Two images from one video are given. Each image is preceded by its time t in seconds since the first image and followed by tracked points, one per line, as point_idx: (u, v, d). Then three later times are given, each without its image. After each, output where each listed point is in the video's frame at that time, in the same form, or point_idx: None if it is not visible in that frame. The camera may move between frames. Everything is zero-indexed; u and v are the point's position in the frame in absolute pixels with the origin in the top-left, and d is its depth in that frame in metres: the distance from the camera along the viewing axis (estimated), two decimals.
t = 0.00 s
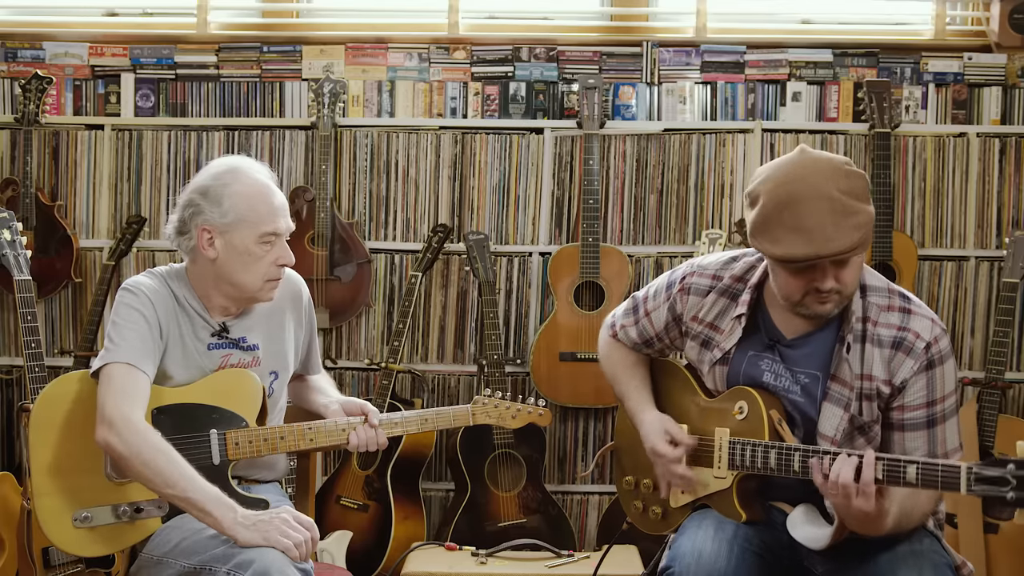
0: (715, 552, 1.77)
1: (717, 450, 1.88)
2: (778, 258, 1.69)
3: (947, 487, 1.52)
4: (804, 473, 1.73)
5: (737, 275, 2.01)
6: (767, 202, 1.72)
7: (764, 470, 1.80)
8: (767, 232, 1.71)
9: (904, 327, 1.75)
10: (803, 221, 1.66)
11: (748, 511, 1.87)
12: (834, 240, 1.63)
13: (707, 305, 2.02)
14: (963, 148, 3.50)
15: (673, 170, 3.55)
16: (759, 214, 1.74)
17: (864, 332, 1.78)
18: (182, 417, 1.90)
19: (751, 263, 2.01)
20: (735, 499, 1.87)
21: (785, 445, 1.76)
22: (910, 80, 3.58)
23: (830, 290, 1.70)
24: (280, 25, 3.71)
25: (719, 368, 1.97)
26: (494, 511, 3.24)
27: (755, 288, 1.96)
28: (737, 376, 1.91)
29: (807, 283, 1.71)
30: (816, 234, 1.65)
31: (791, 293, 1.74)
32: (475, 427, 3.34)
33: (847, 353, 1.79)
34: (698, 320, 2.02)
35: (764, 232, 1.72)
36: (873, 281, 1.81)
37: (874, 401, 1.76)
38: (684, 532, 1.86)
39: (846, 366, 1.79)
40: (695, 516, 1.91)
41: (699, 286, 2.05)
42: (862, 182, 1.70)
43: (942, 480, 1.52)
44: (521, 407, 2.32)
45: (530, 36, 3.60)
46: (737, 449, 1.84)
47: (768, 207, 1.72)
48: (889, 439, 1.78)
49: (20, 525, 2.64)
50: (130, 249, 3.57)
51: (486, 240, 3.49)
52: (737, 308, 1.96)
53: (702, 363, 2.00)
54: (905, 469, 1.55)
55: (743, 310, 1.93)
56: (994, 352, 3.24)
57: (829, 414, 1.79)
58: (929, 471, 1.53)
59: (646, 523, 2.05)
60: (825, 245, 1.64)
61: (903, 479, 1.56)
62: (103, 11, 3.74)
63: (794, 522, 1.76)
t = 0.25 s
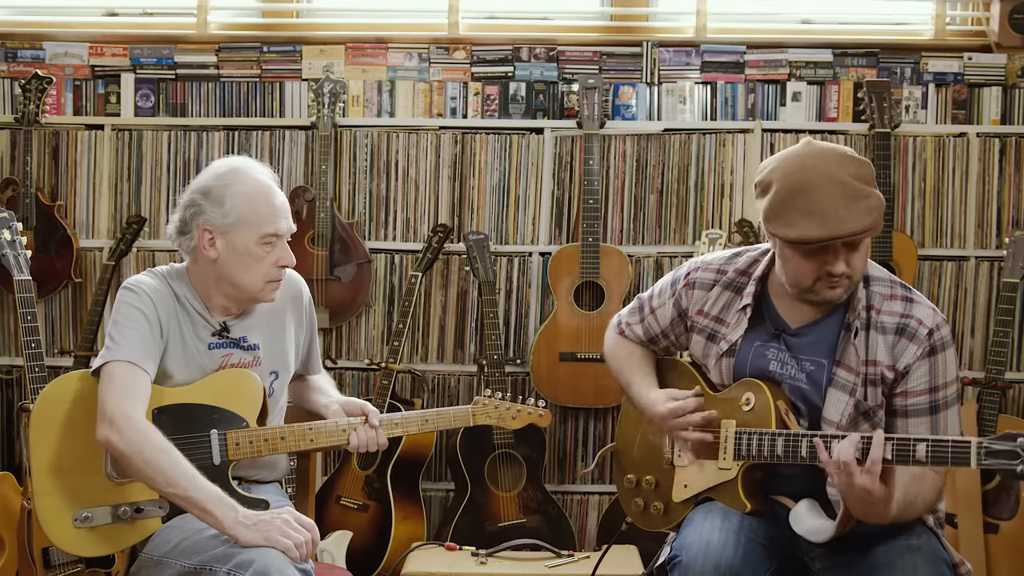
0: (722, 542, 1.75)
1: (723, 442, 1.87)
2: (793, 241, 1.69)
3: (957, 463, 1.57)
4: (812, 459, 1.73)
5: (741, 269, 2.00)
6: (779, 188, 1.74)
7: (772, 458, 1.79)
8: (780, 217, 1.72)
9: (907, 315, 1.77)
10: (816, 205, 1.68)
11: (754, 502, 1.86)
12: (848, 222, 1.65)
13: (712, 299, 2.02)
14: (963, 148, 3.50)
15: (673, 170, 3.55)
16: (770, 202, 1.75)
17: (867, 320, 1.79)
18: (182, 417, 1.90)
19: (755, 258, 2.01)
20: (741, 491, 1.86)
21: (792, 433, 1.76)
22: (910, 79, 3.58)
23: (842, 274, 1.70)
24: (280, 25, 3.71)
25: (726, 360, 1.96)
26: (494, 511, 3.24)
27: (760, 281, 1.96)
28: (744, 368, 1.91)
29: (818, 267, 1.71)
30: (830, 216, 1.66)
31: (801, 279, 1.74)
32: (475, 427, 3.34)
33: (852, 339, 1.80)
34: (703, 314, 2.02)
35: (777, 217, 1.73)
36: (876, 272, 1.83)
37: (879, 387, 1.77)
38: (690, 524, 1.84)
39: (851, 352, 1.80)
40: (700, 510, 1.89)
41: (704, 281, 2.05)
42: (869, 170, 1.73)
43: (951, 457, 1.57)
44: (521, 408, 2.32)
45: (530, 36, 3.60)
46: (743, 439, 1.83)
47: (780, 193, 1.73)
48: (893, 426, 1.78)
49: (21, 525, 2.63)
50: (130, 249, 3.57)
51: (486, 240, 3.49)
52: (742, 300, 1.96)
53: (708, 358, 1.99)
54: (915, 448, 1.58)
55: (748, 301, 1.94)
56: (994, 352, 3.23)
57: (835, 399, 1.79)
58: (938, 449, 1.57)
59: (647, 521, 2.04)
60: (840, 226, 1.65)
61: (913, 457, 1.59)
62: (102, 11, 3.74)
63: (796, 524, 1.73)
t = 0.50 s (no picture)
0: (726, 535, 1.76)
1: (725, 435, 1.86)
2: (805, 228, 1.70)
3: (960, 444, 1.61)
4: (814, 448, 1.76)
5: (744, 264, 2.01)
6: (791, 177, 1.75)
7: (775, 450, 1.80)
8: (792, 206, 1.72)
9: (907, 311, 1.77)
10: (829, 194, 1.69)
11: (757, 496, 1.85)
12: (861, 211, 1.67)
13: (716, 293, 2.02)
14: (962, 148, 3.50)
15: (673, 170, 3.55)
16: (782, 191, 1.75)
17: (868, 315, 1.80)
18: (182, 417, 1.90)
19: (758, 253, 2.01)
20: (744, 485, 1.85)
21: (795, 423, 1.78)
22: (910, 79, 3.58)
23: (849, 265, 1.71)
24: (280, 25, 3.71)
25: (728, 354, 1.96)
26: (494, 511, 3.24)
27: (764, 275, 1.96)
28: (746, 364, 1.90)
29: (828, 256, 1.72)
30: (845, 205, 1.68)
31: (809, 270, 1.75)
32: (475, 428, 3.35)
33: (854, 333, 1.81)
34: (707, 308, 2.02)
35: (788, 205, 1.73)
36: (878, 270, 1.84)
37: (878, 381, 1.78)
38: (694, 518, 1.85)
39: (853, 346, 1.81)
40: (703, 506, 1.88)
41: (707, 276, 2.05)
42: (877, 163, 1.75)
43: (954, 438, 1.62)
44: (521, 408, 2.32)
45: (530, 36, 3.60)
46: (747, 432, 1.83)
47: (792, 181, 1.74)
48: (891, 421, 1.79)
49: (21, 525, 2.63)
50: (130, 249, 3.57)
51: (486, 239, 3.49)
52: (746, 294, 1.96)
53: (711, 353, 1.99)
54: (918, 432, 1.63)
55: (752, 296, 1.94)
56: (994, 352, 3.23)
57: (835, 392, 1.80)
58: (941, 431, 1.62)
59: (649, 520, 2.03)
60: (854, 215, 1.67)
61: (916, 441, 1.63)
62: (102, 11, 3.74)
63: (795, 523, 1.71)
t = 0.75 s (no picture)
0: (725, 538, 1.77)
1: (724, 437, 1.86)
2: (805, 228, 1.70)
3: (958, 444, 1.60)
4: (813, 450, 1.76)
5: (743, 265, 2.01)
6: (791, 177, 1.75)
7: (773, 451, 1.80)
8: (792, 205, 1.72)
9: (908, 310, 1.77)
10: (829, 193, 1.69)
11: (756, 498, 1.85)
12: (862, 209, 1.66)
13: (715, 294, 2.02)
14: (963, 148, 3.50)
15: (673, 170, 3.55)
16: (782, 191, 1.75)
17: (869, 315, 1.79)
18: (183, 417, 1.90)
19: (757, 253, 2.01)
20: (742, 486, 1.86)
21: (794, 425, 1.77)
22: (910, 79, 3.58)
23: (849, 265, 1.71)
24: (280, 25, 3.71)
25: (728, 355, 1.96)
26: (494, 511, 3.24)
27: (763, 276, 1.96)
28: (745, 364, 1.91)
29: (828, 256, 1.72)
30: (845, 203, 1.68)
31: (808, 271, 1.75)
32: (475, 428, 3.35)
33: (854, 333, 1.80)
34: (707, 309, 2.02)
35: (789, 204, 1.73)
36: (877, 269, 1.84)
37: (879, 380, 1.78)
38: (693, 521, 1.85)
39: (854, 346, 1.80)
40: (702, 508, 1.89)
41: (706, 277, 2.05)
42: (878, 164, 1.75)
43: (953, 438, 1.60)
44: (521, 408, 2.32)
45: (530, 36, 3.60)
46: (746, 433, 1.83)
47: (792, 181, 1.74)
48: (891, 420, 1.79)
49: (21, 525, 2.62)
50: (130, 249, 3.57)
51: (486, 239, 3.49)
52: (746, 295, 1.96)
53: (710, 354, 1.99)
54: (916, 432, 1.62)
55: (751, 297, 1.94)
56: (994, 352, 3.23)
57: (836, 392, 1.80)
58: (939, 431, 1.61)
59: (649, 522, 2.03)
60: (855, 213, 1.66)
61: (914, 441, 1.62)
62: (102, 11, 3.74)
63: (795, 523, 1.70)
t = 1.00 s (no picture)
0: (721, 552, 1.76)
1: (722, 446, 1.87)
2: (789, 246, 1.68)
3: (952, 465, 1.60)
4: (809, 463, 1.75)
5: (739, 270, 2.01)
6: (775, 191, 1.72)
7: (769, 462, 1.80)
8: (775, 223, 1.71)
9: (905, 317, 1.77)
10: (812, 209, 1.66)
11: (752, 506, 1.86)
12: (845, 226, 1.64)
13: (711, 300, 2.02)
14: (963, 148, 3.50)
15: (673, 170, 3.55)
16: (765, 207, 1.73)
17: (866, 322, 1.79)
18: (183, 416, 1.90)
19: (752, 258, 2.01)
20: (739, 495, 1.86)
21: (789, 436, 1.76)
22: (910, 79, 3.58)
23: (838, 278, 1.70)
24: (280, 25, 3.71)
25: (725, 362, 1.95)
26: (494, 511, 3.24)
27: (758, 282, 1.96)
28: (741, 372, 1.91)
29: (815, 270, 1.71)
30: (828, 220, 1.65)
31: (797, 283, 1.75)
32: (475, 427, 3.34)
33: (851, 341, 1.80)
34: (702, 316, 2.01)
35: (773, 221, 1.72)
36: (874, 274, 1.83)
37: (876, 389, 1.78)
38: (689, 532, 1.84)
39: (850, 355, 1.80)
40: (699, 515, 1.89)
41: (702, 282, 2.05)
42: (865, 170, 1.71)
43: (947, 459, 1.60)
44: (521, 407, 2.32)
45: (530, 36, 3.60)
46: (743, 442, 1.83)
47: (776, 196, 1.71)
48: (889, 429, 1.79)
49: (21, 524, 2.62)
50: (130, 249, 3.57)
51: (486, 239, 3.49)
52: (741, 302, 1.96)
53: (707, 360, 1.99)
54: (911, 451, 1.61)
55: (746, 304, 1.94)
56: (994, 352, 3.23)
57: (833, 402, 1.80)
58: (934, 450, 1.60)
59: (647, 527, 2.03)
60: (837, 231, 1.64)
61: (909, 459, 1.61)
62: (103, 11, 3.74)
63: (796, 527, 1.72)
